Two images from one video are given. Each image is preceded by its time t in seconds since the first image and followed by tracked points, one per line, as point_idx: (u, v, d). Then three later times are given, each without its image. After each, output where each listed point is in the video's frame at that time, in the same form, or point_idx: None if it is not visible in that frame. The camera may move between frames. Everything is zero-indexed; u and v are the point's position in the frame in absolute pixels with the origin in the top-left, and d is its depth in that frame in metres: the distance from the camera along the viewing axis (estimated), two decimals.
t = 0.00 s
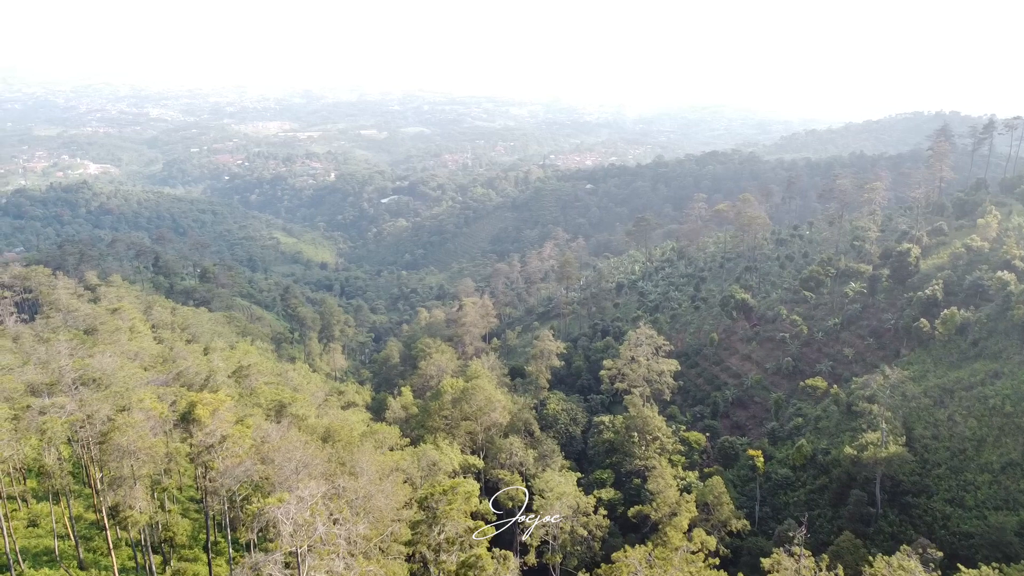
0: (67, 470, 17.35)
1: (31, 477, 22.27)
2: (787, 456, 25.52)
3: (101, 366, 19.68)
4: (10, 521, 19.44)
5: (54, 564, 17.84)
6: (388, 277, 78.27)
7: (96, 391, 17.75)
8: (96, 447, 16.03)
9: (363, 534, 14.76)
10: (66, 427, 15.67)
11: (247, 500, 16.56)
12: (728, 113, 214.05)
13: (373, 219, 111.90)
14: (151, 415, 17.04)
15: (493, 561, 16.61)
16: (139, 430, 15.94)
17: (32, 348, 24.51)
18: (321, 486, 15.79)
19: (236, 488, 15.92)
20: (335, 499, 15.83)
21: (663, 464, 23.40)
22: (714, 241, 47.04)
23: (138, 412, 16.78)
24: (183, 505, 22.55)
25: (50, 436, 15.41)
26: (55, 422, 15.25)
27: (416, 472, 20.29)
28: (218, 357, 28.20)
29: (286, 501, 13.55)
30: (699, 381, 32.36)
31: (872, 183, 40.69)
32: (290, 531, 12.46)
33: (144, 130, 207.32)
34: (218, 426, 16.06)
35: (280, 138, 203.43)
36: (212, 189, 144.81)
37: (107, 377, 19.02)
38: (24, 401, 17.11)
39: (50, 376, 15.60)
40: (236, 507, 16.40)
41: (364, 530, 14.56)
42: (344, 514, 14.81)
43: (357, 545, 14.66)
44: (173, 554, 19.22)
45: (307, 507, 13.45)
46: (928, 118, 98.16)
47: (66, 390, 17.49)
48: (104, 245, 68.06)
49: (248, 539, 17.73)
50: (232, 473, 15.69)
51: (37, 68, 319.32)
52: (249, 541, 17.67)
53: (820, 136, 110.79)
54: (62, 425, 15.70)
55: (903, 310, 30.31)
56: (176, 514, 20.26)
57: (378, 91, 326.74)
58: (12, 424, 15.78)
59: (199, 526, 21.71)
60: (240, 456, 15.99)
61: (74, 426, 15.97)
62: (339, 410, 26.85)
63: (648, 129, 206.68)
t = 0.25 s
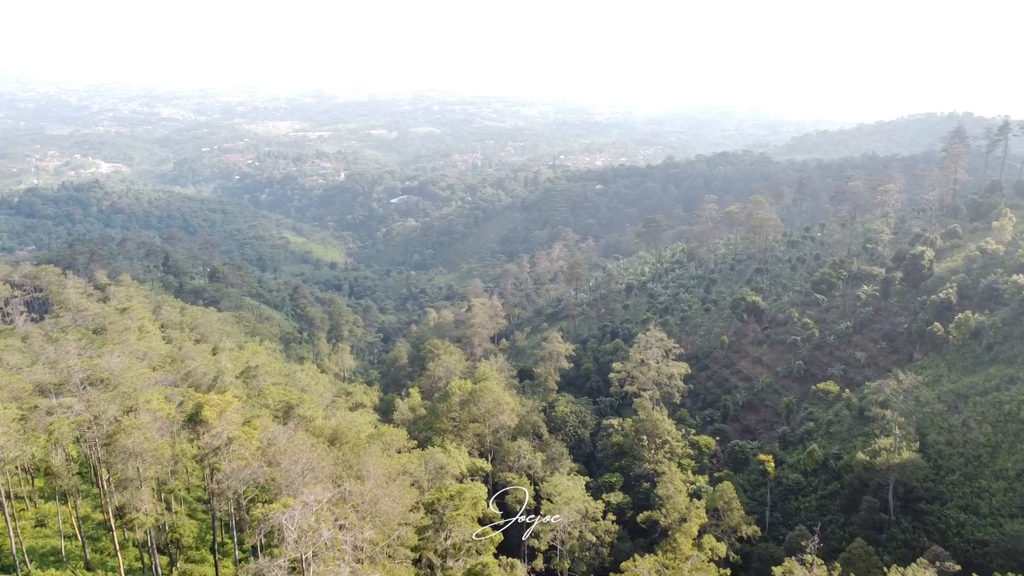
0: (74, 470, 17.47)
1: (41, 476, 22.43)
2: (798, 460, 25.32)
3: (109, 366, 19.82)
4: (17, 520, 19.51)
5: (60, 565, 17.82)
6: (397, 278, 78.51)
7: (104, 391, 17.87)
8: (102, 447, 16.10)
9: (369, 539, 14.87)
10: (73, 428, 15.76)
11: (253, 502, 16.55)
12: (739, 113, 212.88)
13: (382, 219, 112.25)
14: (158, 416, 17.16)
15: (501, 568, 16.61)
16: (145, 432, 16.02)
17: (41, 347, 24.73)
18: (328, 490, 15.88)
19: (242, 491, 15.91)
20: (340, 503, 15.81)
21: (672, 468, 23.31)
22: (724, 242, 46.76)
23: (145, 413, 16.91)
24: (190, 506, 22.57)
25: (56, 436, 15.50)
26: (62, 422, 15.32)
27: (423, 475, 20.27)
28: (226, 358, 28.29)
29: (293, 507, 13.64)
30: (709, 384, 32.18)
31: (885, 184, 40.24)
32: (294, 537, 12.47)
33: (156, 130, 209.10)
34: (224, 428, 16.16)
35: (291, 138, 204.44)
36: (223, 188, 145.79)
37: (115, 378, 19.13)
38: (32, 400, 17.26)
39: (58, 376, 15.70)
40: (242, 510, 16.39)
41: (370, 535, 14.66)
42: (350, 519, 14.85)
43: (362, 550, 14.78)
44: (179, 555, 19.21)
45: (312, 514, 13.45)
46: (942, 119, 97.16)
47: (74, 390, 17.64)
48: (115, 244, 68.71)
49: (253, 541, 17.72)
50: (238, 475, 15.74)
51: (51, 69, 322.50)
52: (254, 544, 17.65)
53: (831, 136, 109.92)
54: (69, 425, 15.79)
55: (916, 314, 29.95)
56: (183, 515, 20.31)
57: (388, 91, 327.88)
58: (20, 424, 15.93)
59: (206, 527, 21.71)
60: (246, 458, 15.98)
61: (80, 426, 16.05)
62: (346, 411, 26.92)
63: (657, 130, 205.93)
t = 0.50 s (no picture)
0: (81, 470, 17.58)
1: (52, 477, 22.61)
2: (810, 465, 25.07)
3: (116, 367, 19.96)
4: (26, 520, 19.67)
5: (67, 565, 17.93)
6: (406, 278, 78.71)
7: (111, 392, 18.00)
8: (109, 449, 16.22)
9: (376, 544, 14.82)
10: (81, 430, 15.88)
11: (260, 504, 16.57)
12: (750, 114, 211.57)
13: (392, 218, 112.60)
14: (165, 417, 17.07)
15: None
16: (151, 433, 15.92)
17: (50, 347, 24.93)
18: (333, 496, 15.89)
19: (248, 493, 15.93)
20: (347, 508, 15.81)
21: (683, 473, 23.15)
22: (735, 244, 46.47)
23: (152, 414, 16.85)
24: (197, 507, 22.64)
25: (65, 436, 15.66)
26: (70, 424, 15.50)
27: (431, 478, 20.17)
28: (235, 358, 28.44)
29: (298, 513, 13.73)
30: (719, 387, 31.98)
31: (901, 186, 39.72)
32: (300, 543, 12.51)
33: (167, 129, 210.74)
34: (231, 430, 16.14)
35: (301, 138, 205.41)
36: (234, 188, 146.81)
37: (123, 378, 19.28)
38: (41, 401, 17.40)
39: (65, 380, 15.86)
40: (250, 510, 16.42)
41: (376, 541, 14.66)
42: (357, 523, 14.86)
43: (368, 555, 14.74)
44: (185, 558, 19.19)
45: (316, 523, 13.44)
46: (956, 120, 96.05)
47: (82, 390, 17.83)
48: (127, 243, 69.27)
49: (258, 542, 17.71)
50: (244, 477, 15.63)
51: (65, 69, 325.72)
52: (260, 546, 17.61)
53: (843, 137, 109.00)
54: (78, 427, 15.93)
55: (930, 317, 29.58)
56: (189, 517, 20.36)
57: (398, 91, 328.80)
58: (27, 424, 15.94)
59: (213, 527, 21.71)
60: (253, 459, 16.01)
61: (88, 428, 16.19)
62: (354, 413, 26.96)
63: (667, 130, 205.11)
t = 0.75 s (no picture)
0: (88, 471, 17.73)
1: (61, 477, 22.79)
2: (821, 471, 24.85)
3: (124, 368, 20.14)
4: (33, 520, 19.79)
5: (74, 566, 18.02)
6: (415, 278, 78.91)
7: (119, 393, 18.16)
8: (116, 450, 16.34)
9: (381, 549, 14.83)
10: (87, 431, 16.02)
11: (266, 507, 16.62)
12: (761, 114, 210.34)
13: (401, 218, 112.96)
14: (172, 419, 17.08)
15: None
16: (158, 435, 15.93)
17: (59, 346, 25.17)
18: (338, 501, 15.95)
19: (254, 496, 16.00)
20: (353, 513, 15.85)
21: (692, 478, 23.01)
22: (746, 246, 46.11)
23: (159, 416, 16.87)
24: (203, 509, 22.68)
25: (72, 437, 15.81)
26: (77, 425, 15.65)
27: (439, 482, 20.15)
28: (244, 359, 28.58)
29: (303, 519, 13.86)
30: (729, 390, 31.75)
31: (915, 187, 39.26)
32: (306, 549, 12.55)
33: (179, 128, 212.45)
34: (237, 433, 16.27)
35: (312, 138, 206.48)
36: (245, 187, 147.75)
37: (132, 379, 19.47)
38: (49, 401, 17.58)
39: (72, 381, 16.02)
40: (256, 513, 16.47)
41: (382, 546, 14.68)
42: (362, 529, 14.88)
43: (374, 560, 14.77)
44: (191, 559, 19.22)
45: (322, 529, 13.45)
46: (970, 121, 94.98)
47: (89, 391, 18.01)
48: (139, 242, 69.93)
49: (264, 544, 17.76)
50: (250, 480, 15.69)
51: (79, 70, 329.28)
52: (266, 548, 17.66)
53: (855, 138, 107.98)
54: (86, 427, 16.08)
55: (944, 321, 29.23)
56: (195, 518, 20.40)
57: (409, 91, 329.58)
58: (35, 425, 16.11)
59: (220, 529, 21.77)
60: (259, 462, 16.08)
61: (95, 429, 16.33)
62: (361, 414, 27.00)
63: (677, 130, 204.14)
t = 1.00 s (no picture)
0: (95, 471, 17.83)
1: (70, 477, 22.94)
2: (833, 476, 24.62)
3: (133, 368, 20.27)
4: (41, 519, 19.94)
5: (81, 566, 18.07)
6: (424, 278, 79.06)
7: (127, 394, 18.28)
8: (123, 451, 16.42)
9: (387, 554, 14.93)
10: (95, 432, 16.12)
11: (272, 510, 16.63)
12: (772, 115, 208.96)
13: (411, 218, 113.26)
14: (179, 420, 16.97)
15: None
16: (164, 437, 15.87)
17: (68, 346, 25.39)
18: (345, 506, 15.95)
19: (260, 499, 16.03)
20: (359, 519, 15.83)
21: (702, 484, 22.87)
22: (757, 247, 45.78)
23: (166, 417, 16.75)
24: (211, 509, 22.61)
25: (79, 438, 15.92)
26: (84, 426, 15.75)
27: (446, 486, 20.23)
28: (252, 360, 28.69)
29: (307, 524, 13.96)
30: (740, 394, 31.51)
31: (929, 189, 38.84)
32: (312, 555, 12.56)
33: (191, 128, 214.08)
34: (244, 435, 16.33)
35: (322, 138, 207.38)
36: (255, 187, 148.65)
37: (140, 380, 19.60)
38: (58, 402, 17.72)
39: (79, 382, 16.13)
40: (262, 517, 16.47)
41: (389, 552, 14.67)
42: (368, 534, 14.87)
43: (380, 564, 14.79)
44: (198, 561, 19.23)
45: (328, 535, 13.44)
46: (985, 122, 93.85)
47: (98, 392, 18.14)
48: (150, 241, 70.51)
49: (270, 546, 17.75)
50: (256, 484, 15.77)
51: (94, 71, 332.46)
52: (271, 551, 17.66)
53: (868, 139, 107.01)
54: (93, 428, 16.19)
55: (959, 325, 28.87)
56: (202, 519, 20.41)
57: (419, 91, 330.27)
58: (43, 425, 16.23)
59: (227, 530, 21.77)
60: (265, 465, 16.11)
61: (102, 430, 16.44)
62: (369, 416, 27.03)
63: (688, 131, 203.07)
